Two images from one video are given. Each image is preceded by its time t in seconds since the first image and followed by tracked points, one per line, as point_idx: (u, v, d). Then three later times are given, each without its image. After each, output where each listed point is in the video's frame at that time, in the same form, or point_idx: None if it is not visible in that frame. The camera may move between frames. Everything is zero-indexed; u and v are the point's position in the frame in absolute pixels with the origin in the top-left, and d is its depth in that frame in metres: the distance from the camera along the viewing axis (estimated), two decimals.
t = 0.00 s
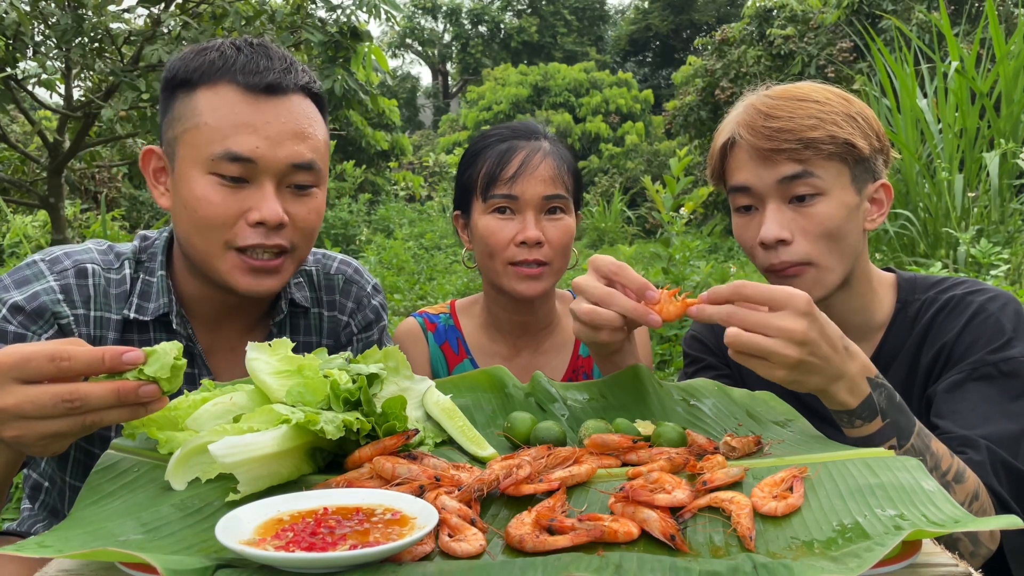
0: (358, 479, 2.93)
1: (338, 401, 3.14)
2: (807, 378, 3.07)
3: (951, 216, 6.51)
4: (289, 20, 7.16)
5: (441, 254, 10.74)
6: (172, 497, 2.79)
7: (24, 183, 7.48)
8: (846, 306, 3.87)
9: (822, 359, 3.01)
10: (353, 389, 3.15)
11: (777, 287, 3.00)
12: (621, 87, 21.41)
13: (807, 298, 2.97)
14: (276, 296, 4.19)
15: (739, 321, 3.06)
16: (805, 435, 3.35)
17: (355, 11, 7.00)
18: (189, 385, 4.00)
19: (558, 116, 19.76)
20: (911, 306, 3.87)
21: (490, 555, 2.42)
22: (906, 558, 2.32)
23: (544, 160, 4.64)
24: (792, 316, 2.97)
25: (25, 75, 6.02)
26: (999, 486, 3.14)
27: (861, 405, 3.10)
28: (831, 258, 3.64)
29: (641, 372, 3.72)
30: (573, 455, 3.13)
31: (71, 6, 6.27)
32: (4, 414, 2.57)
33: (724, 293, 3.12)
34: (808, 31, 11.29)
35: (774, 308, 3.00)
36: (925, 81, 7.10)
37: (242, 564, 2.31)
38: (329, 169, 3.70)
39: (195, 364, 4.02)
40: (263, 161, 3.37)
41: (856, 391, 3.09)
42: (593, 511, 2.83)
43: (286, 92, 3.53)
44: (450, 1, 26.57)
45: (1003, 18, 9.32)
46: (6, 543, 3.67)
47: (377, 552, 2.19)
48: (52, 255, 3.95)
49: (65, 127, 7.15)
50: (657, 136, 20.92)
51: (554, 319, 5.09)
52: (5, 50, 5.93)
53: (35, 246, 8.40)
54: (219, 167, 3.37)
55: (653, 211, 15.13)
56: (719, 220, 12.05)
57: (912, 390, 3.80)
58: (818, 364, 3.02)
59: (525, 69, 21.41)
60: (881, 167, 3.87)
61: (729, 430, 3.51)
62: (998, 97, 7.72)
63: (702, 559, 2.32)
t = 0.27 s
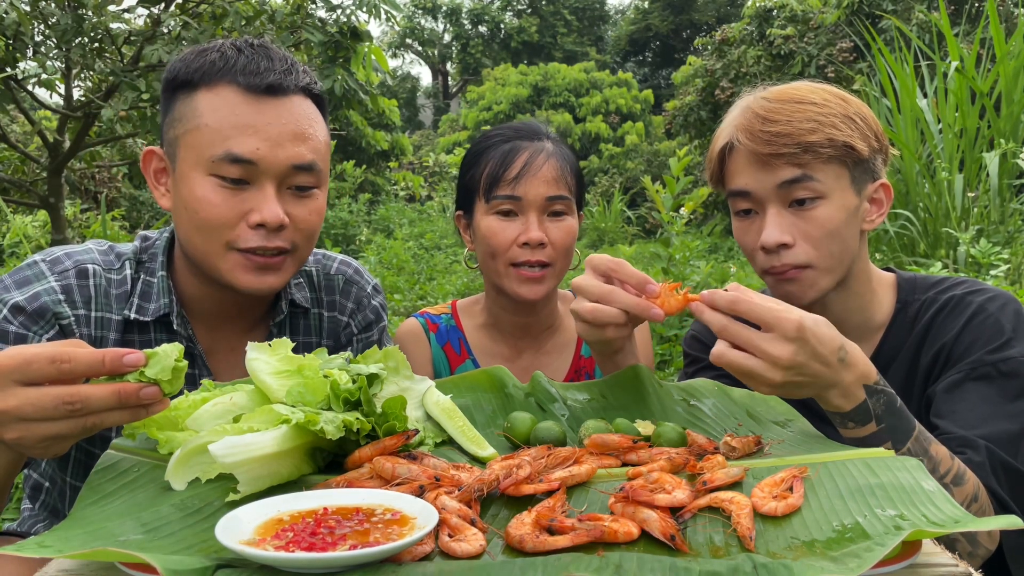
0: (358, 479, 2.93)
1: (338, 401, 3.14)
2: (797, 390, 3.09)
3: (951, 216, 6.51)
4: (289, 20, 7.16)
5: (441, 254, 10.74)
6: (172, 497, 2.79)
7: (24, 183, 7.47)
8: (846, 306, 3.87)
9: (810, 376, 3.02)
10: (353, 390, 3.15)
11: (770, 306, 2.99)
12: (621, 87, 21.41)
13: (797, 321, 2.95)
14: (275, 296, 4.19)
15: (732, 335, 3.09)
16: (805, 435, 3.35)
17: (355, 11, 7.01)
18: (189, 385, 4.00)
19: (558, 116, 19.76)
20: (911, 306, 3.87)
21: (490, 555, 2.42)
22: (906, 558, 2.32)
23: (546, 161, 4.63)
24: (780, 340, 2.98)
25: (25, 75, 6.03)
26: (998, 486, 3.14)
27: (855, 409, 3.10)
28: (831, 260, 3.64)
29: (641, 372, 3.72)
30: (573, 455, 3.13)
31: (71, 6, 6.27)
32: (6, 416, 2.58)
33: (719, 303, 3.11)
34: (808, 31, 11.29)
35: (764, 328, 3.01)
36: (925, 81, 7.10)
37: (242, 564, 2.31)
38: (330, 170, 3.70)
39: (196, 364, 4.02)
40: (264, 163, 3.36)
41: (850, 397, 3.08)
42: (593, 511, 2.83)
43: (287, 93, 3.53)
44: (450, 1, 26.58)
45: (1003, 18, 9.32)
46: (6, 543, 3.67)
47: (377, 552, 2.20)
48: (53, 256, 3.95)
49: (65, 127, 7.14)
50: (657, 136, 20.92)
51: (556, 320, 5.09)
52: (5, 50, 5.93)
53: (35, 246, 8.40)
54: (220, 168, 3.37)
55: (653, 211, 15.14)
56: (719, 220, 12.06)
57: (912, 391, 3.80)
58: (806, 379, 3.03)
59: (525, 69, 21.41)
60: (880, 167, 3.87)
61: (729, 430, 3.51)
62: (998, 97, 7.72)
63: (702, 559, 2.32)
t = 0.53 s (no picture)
0: (358, 479, 2.93)
1: (338, 401, 3.14)
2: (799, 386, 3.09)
3: (951, 216, 6.51)
4: (289, 20, 7.16)
5: (441, 254, 10.74)
6: (172, 497, 2.79)
7: (23, 183, 7.47)
8: (845, 304, 3.86)
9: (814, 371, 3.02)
10: (353, 389, 3.15)
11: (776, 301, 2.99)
12: (621, 87, 21.41)
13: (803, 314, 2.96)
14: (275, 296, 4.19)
15: (734, 332, 3.08)
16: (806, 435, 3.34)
17: (355, 11, 7.01)
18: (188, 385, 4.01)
19: (558, 116, 19.77)
20: (911, 306, 3.87)
21: (490, 555, 2.42)
22: (906, 558, 2.32)
23: (550, 160, 4.64)
24: (786, 333, 2.98)
25: (25, 75, 6.03)
26: (997, 486, 3.13)
27: (852, 409, 3.12)
28: (831, 258, 3.64)
29: (641, 372, 3.72)
30: (573, 455, 3.13)
31: (71, 6, 6.27)
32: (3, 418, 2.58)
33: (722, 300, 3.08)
34: (808, 31, 11.29)
35: (770, 322, 3.01)
36: (925, 80, 7.09)
37: (242, 563, 2.31)
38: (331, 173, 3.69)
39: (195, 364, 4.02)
40: (266, 164, 3.36)
41: (847, 396, 3.10)
42: (593, 511, 2.83)
43: (290, 94, 3.53)
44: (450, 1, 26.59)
45: (1003, 18, 9.32)
46: (6, 543, 3.67)
47: (377, 552, 2.19)
48: (53, 256, 3.95)
49: (65, 127, 7.15)
50: (657, 136, 20.92)
51: (557, 320, 5.09)
52: (5, 50, 5.93)
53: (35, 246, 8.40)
54: (221, 169, 3.37)
55: (653, 211, 15.14)
56: (719, 220, 12.06)
57: (911, 391, 3.80)
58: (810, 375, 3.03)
59: (525, 69, 21.41)
60: (881, 167, 3.87)
61: (729, 430, 3.51)
62: (998, 97, 7.72)
63: (702, 559, 2.32)
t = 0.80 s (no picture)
0: (358, 479, 2.93)
1: (338, 401, 3.14)
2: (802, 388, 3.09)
3: (951, 216, 6.51)
4: (289, 20, 7.16)
5: (441, 254, 10.74)
6: (172, 497, 2.79)
7: (23, 183, 7.47)
8: (845, 305, 3.86)
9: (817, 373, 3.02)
10: (353, 389, 3.15)
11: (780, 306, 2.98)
12: (621, 87, 21.41)
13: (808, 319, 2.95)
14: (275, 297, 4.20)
15: (736, 338, 3.09)
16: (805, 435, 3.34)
17: (355, 11, 7.01)
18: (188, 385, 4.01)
19: (558, 116, 19.77)
20: (910, 306, 3.87)
21: (490, 555, 2.42)
22: (906, 558, 2.32)
23: (551, 161, 4.64)
24: (789, 338, 2.98)
25: (25, 75, 6.03)
26: (996, 486, 3.13)
27: (852, 406, 3.12)
28: (832, 259, 3.64)
29: (641, 372, 3.72)
30: (573, 455, 3.13)
31: (71, 6, 6.27)
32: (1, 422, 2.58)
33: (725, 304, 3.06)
34: (808, 31, 11.29)
35: (773, 328, 3.00)
36: (925, 80, 7.09)
37: (242, 563, 2.31)
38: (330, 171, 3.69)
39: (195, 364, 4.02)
40: (264, 161, 3.37)
41: (847, 394, 3.10)
42: (593, 511, 2.83)
43: (288, 93, 3.54)
44: (450, 1, 26.58)
45: (1003, 18, 9.32)
46: (6, 543, 3.67)
47: (377, 552, 2.19)
48: (53, 256, 3.95)
49: (65, 127, 7.14)
50: (657, 136, 20.93)
51: (556, 321, 5.09)
52: (5, 50, 5.93)
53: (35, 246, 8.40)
54: (219, 166, 3.38)
55: (653, 211, 15.15)
56: (719, 220, 12.07)
57: (910, 391, 3.80)
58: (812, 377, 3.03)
59: (525, 69, 21.41)
60: (881, 168, 3.87)
61: (729, 430, 3.51)
62: (998, 97, 7.72)
63: (702, 559, 2.32)
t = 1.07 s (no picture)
0: (358, 479, 2.93)
1: (338, 401, 3.14)
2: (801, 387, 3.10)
3: (951, 216, 6.51)
4: (289, 20, 7.16)
5: (441, 254, 10.75)
6: (172, 497, 2.79)
7: (24, 183, 7.47)
8: (845, 305, 3.86)
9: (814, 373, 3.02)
10: (353, 389, 3.15)
11: (775, 307, 2.98)
12: (621, 87, 21.42)
13: (805, 321, 2.94)
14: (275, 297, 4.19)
15: (733, 339, 3.10)
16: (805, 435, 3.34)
17: (355, 11, 7.01)
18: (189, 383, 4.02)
19: (558, 116, 19.78)
20: (910, 306, 3.87)
21: (489, 555, 2.42)
22: (906, 558, 2.32)
23: (552, 160, 4.64)
24: (786, 340, 2.98)
25: (26, 75, 6.03)
26: (995, 486, 3.13)
27: (852, 406, 3.12)
28: (832, 259, 3.64)
29: (641, 372, 3.72)
30: (573, 455, 3.13)
31: (71, 6, 6.27)
32: None
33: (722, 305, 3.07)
34: (808, 31, 11.29)
35: (769, 329, 3.01)
36: (925, 80, 7.09)
37: (242, 563, 2.31)
38: (328, 169, 3.69)
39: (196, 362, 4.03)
40: (260, 159, 3.37)
41: (846, 393, 3.10)
42: (593, 511, 2.83)
43: (286, 90, 3.53)
44: (450, 1, 26.58)
45: (1003, 18, 9.33)
46: (6, 543, 3.67)
47: (377, 552, 2.20)
48: (53, 255, 3.95)
49: (65, 127, 7.14)
50: (657, 136, 20.93)
51: (555, 320, 5.09)
52: (5, 50, 5.93)
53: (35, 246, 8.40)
54: (216, 164, 3.38)
55: (653, 211, 15.15)
56: (719, 220, 12.07)
57: (909, 391, 3.79)
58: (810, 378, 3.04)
59: (525, 69, 21.41)
60: (881, 168, 3.87)
61: (729, 430, 3.51)
62: (998, 96, 7.72)
63: (702, 559, 2.32)
